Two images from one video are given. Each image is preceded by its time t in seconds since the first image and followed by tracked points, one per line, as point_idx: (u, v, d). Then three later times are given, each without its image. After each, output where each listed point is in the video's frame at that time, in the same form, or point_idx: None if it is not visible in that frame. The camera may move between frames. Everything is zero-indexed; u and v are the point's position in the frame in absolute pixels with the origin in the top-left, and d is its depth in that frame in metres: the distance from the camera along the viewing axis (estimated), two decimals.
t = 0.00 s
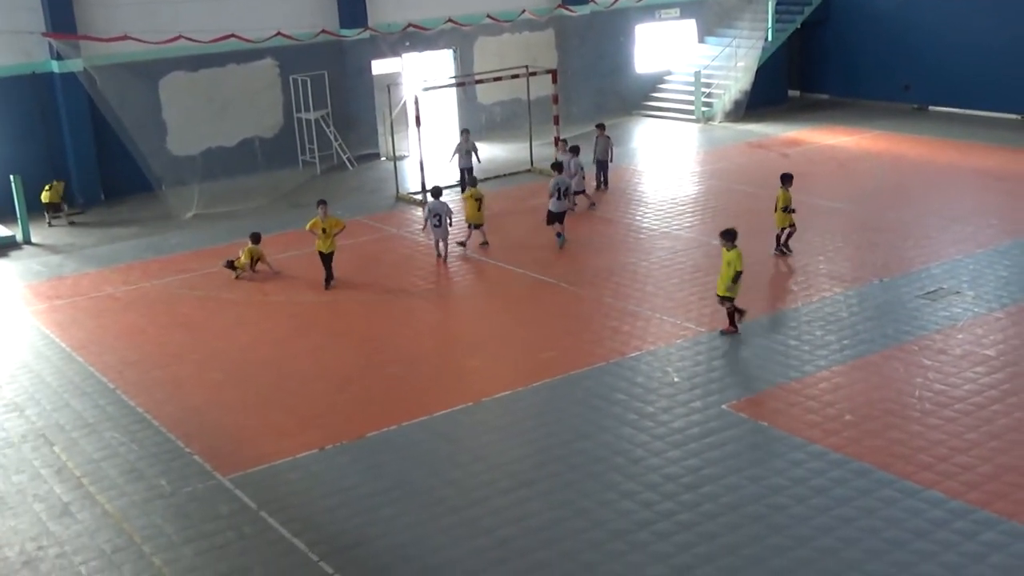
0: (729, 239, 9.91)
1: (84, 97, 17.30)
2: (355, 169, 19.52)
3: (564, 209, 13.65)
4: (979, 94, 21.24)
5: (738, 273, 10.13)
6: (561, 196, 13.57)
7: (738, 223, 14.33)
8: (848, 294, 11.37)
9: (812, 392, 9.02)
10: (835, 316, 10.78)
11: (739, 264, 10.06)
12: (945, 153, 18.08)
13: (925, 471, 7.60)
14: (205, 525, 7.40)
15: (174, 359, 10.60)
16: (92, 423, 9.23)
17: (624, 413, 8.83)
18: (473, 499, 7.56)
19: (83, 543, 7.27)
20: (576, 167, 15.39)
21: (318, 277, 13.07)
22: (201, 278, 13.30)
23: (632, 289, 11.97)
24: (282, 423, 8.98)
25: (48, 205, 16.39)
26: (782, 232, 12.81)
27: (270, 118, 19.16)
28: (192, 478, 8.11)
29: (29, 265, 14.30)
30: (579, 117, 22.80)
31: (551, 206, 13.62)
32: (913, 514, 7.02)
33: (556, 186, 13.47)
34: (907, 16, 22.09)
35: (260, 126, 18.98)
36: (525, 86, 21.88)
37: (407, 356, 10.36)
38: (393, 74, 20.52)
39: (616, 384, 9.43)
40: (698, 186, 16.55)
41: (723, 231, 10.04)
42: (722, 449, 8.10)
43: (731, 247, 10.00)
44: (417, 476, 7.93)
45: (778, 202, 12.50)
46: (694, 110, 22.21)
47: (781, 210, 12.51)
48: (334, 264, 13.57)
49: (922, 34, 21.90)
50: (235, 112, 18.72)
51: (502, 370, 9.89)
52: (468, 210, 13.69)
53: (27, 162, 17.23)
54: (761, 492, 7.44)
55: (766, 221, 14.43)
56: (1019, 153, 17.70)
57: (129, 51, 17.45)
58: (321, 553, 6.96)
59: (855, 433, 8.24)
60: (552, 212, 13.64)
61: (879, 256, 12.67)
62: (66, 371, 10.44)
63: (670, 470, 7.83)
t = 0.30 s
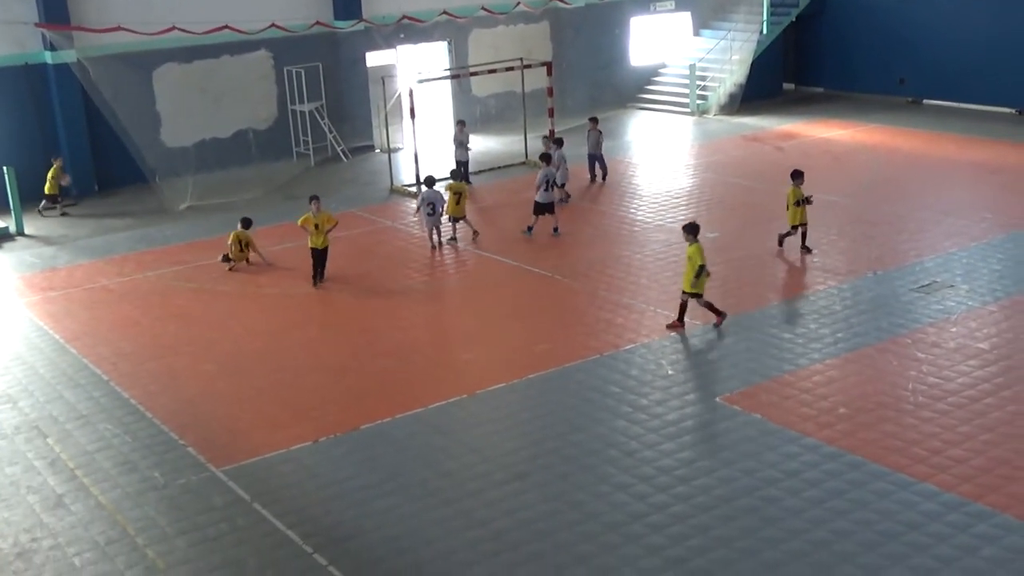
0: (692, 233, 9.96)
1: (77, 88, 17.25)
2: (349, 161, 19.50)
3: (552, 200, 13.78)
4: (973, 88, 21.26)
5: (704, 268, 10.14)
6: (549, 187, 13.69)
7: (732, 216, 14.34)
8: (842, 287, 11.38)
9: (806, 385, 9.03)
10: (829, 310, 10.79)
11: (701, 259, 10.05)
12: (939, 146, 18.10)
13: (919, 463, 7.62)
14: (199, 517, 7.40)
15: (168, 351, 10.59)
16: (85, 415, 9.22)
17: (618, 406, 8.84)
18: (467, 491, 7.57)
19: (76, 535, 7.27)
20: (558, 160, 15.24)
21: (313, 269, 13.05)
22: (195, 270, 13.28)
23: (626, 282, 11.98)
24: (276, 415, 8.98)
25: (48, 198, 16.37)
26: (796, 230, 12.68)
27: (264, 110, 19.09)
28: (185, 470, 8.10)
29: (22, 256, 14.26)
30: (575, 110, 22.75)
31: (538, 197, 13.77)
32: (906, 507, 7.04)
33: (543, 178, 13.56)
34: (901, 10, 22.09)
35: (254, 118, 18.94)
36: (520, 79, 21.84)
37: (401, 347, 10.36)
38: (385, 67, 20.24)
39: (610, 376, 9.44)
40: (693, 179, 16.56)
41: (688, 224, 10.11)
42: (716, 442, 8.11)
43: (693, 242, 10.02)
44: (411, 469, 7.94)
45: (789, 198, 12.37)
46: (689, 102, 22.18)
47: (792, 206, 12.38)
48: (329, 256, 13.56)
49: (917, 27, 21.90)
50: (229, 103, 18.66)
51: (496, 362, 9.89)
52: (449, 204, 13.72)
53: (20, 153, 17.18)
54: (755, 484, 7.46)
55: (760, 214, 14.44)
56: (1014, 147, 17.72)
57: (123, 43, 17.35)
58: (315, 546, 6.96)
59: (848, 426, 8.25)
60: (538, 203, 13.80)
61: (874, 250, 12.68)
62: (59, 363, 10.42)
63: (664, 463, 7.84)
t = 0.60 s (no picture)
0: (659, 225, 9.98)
1: (70, 78, 17.21)
2: (342, 153, 19.44)
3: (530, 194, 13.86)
4: (967, 82, 21.29)
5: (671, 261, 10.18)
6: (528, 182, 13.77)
7: (725, 210, 14.35)
8: (834, 282, 11.41)
9: (797, 379, 9.05)
10: (821, 304, 10.82)
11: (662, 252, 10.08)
12: (933, 141, 18.13)
13: (909, 457, 7.64)
14: (190, 509, 7.40)
15: (161, 342, 10.58)
16: (77, 406, 9.21)
17: (610, 399, 8.85)
18: (458, 484, 7.57)
19: (67, 527, 7.27)
20: (542, 153, 15.17)
21: (305, 261, 13.04)
22: (187, 262, 13.25)
23: (619, 275, 11.98)
24: (269, 407, 8.98)
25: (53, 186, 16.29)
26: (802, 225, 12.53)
27: (258, 103, 18.89)
28: (177, 462, 8.09)
29: (14, 247, 14.22)
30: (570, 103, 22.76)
31: (519, 190, 13.83)
32: (897, 501, 7.06)
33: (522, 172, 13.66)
34: (895, 5, 22.11)
35: (247, 111, 18.62)
36: (513, 71, 21.81)
37: (394, 340, 10.36)
38: (380, 59, 20.52)
39: (602, 370, 9.45)
40: (686, 173, 16.55)
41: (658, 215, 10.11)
42: (708, 436, 8.13)
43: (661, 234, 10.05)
44: (403, 461, 7.94)
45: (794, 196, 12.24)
46: (683, 96, 22.18)
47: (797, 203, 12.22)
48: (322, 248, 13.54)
49: (911, 21, 21.90)
50: (222, 94, 18.38)
51: (489, 355, 9.89)
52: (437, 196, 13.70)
53: (12, 144, 17.13)
54: (746, 478, 7.48)
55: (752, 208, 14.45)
56: (1007, 142, 17.75)
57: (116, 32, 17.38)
58: (307, 538, 6.97)
59: (839, 420, 8.27)
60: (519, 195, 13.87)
61: (866, 244, 12.70)
62: (51, 354, 10.40)
63: (655, 456, 7.85)
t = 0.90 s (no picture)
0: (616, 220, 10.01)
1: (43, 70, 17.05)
2: (318, 147, 19.37)
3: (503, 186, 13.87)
4: (940, 80, 21.48)
5: (624, 253, 10.26)
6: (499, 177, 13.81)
7: (700, 205, 14.41)
8: (808, 277, 11.50)
9: (771, 374, 9.12)
10: (796, 299, 10.89)
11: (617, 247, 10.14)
12: (907, 137, 18.27)
13: (882, 451, 7.72)
14: (164, 504, 7.38)
15: (135, 337, 10.53)
16: (49, 401, 9.16)
17: (585, 394, 8.89)
18: (434, 479, 7.59)
19: (39, 522, 7.23)
20: (515, 149, 15.16)
21: (281, 255, 13.00)
22: (161, 256, 13.18)
23: (595, 270, 12.01)
24: (243, 402, 8.95)
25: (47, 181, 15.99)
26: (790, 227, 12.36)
27: (233, 95, 19.03)
28: (150, 457, 8.06)
29: None
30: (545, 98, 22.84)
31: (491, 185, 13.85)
32: (869, 495, 7.14)
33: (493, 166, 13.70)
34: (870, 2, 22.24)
35: (224, 104, 18.88)
36: (490, 66, 21.83)
37: (369, 334, 10.36)
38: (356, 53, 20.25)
39: (578, 365, 9.48)
40: (662, 168, 16.61)
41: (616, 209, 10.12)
42: (683, 430, 8.18)
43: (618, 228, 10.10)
44: (378, 456, 7.95)
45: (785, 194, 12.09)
46: (658, 91, 22.24)
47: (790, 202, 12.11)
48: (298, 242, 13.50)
49: (886, 18, 22.03)
50: (198, 86, 18.54)
51: (465, 350, 9.90)
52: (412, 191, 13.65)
53: None
54: (720, 472, 7.53)
55: (728, 204, 14.51)
56: (980, 139, 17.92)
57: (88, 25, 17.12)
58: (282, 533, 6.97)
59: (813, 415, 8.35)
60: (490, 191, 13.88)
61: (840, 240, 12.80)
62: (23, 349, 10.32)
63: (630, 451, 7.90)
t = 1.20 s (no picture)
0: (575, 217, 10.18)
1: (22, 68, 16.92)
2: (298, 145, 19.30)
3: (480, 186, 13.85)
4: (919, 78, 21.63)
5: (584, 248, 10.40)
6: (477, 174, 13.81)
7: (681, 203, 14.45)
8: (788, 274, 11.57)
9: (752, 371, 9.17)
10: (776, 297, 10.94)
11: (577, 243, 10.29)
12: (886, 136, 18.37)
13: (861, 448, 7.78)
14: (143, 505, 7.34)
15: (113, 336, 10.47)
16: (27, 401, 9.10)
17: (566, 392, 8.91)
18: (415, 478, 7.59)
19: (17, 523, 7.18)
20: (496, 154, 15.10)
21: (261, 254, 12.96)
22: (140, 255, 13.11)
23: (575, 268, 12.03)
24: (223, 402, 8.92)
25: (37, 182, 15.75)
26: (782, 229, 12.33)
27: (212, 93, 19.00)
28: (129, 457, 8.02)
29: None
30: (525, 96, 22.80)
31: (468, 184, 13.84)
32: (849, 492, 7.19)
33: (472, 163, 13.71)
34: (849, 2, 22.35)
35: (202, 102, 18.85)
36: (471, 64, 21.81)
37: (350, 333, 10.34)
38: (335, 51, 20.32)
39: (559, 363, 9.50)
40: (643, 167, 16.65)
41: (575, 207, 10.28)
42: (663, 428, 8.21)
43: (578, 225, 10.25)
44: (359, 455, 7.94)
45: (785, 199, 12.04)
46: (639, 89, 22.31)
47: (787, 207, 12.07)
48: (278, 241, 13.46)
49: (865, 17, 22.16)
50: (177, 84, 18.53)
51: (446, 348, 9.90)
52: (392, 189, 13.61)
53: None
54: (700, 469, 7.57)
55: (708, 202, 14.57)
56: (958, 137, 18.05)
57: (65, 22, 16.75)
58: (262, 532, 6.95)
59: (793, 412, 8.40)
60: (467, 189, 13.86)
61: (821, 238, 12.87)
62: None
63: (611, 449, 7.92)
